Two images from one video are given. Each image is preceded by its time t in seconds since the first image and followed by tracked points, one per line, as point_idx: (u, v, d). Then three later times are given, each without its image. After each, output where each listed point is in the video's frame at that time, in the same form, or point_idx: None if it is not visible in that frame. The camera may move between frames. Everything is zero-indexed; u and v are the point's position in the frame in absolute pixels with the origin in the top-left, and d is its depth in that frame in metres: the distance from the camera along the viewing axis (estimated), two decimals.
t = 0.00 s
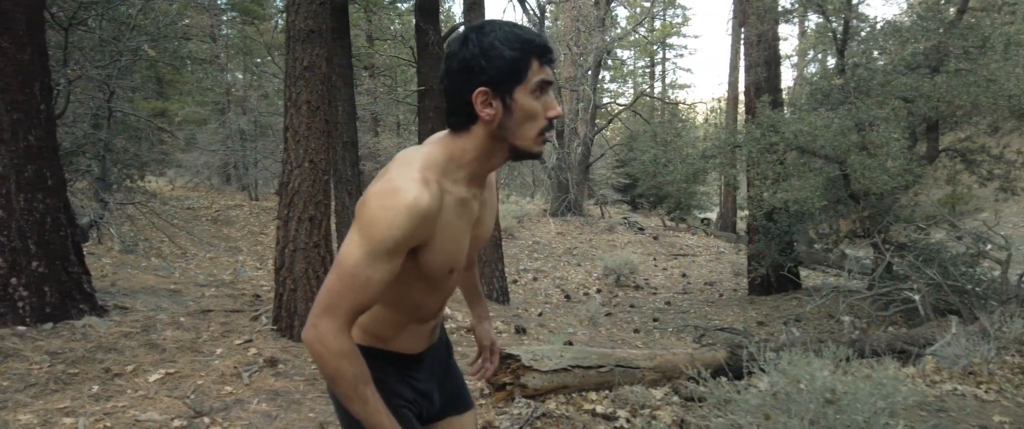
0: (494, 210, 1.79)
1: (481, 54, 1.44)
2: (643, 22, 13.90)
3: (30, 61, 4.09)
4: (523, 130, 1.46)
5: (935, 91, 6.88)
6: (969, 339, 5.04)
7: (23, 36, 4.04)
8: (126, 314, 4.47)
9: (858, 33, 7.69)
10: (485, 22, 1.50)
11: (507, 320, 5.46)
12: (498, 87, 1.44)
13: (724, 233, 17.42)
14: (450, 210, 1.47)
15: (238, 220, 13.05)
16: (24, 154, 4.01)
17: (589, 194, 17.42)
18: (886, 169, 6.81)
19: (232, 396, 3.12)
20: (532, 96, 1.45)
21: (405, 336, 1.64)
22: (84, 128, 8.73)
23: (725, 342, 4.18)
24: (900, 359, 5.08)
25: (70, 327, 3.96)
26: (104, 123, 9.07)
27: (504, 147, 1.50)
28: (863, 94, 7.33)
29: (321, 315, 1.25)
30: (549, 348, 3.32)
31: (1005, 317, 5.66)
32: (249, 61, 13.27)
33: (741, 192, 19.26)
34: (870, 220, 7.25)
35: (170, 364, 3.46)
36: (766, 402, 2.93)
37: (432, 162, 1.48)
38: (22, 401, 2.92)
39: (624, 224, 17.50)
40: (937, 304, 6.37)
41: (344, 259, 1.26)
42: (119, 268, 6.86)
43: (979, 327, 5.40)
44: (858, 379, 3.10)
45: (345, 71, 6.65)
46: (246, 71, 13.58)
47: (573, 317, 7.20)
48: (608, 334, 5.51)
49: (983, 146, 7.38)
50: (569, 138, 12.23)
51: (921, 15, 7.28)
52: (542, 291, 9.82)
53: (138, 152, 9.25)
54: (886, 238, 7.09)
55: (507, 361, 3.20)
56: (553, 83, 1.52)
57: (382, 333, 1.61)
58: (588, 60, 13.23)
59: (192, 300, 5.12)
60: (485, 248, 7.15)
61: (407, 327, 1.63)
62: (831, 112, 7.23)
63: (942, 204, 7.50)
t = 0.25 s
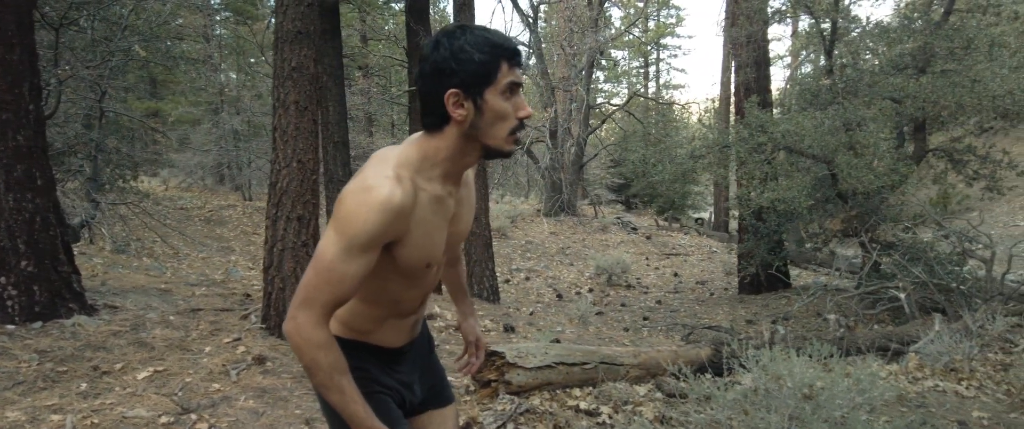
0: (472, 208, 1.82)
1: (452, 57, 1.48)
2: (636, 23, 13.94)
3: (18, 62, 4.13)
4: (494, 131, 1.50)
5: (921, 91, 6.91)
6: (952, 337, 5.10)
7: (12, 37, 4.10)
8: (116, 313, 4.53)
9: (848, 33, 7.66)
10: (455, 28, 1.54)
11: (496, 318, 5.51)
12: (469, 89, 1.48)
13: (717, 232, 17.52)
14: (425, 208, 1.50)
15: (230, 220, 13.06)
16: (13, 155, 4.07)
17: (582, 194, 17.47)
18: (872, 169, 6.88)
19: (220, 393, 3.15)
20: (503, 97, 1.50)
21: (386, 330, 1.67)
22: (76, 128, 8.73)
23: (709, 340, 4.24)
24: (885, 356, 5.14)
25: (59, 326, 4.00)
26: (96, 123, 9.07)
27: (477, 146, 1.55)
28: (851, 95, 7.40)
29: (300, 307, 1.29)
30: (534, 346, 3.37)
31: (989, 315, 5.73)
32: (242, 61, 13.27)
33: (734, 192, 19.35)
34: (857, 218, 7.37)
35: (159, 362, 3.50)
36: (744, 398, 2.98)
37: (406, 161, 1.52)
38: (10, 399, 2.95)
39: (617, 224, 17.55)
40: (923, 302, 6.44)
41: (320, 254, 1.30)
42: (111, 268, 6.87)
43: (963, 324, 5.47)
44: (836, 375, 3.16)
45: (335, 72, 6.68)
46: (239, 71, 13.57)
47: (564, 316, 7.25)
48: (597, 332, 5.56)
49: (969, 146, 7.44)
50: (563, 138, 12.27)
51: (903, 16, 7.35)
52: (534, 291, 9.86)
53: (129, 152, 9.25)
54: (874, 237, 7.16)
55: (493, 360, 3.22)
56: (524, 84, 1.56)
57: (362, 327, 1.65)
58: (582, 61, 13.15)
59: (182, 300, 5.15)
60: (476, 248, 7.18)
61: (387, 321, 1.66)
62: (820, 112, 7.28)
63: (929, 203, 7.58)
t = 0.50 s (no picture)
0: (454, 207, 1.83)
1: (428, 57, 1.50)
2: (632, 23, 13.94)
3: (9, 62, 4.16)
4: (471, 129, 1.51)
5: (912, 91, 6.94)
6: (942, 335, 5.13)
7: (3, 37, 4.13)
8: (108, 312, 4.56)
9: (842, 33, 7.69)
10: (431, 28, 1.56)
11: (489, 318, 5.53)
12: (445, 89, 1.49)
13: (713, 232, 17.56)
14: (404, 207, 1.51)
15: (226, 220, 13.06)
16: (5, 155, 4.10)
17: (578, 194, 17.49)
18: (864, 168, 6.91)
19: (209, 392, 3.16)
20: (480, 96, 1.51)
21: (369, 330, 1.68)
22: (70, 128, 8.72)
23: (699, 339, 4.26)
24: (875, 355, 5.16)
25: (50, 325, 4.02)
26: (91, 122, 9.06)
27: (455, 145, 1.56)
28: (843, 95, 7.43)
29: (279, 307, 1.30)
30: (524, 345, 3.37)
31: (979, 314, 5.77)
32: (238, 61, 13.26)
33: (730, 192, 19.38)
34: (850, 218, 7.42)
35: (149, 360, 3.51)
36: (731, 396, 3.00)
37: (384, 162, 1.53)
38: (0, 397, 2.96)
39: (613, 224, 17.58)
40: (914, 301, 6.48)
41: (297, 255, 1.31)
42: (104, 268, 6.88)
43: (952, 323, 5.50)
44: (823, 373, 3.18)
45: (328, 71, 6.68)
46: (235, 70, 13.57)
47: (557, 315, 7.27)
48: (590, 331, 5.59)
49: (961, 146, 7.47)
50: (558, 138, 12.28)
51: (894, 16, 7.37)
52: (529, 290, 9.88)
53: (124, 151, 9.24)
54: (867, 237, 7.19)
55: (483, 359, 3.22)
56: (501, 83, 1.57)
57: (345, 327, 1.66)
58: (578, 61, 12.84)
59: (175, 299, 5.17)
60: (470, 248, 7.20)
61: (370, 321, 1.67)
62: (813, 113, 7.32)
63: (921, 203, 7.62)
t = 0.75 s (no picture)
0: (450, 210, 1.81)
1: (422, 57, 1.48)
2: (630, 22, 13.93)
3: (5, 61, 4.15)
4: (467, 131, 1.49)
5: (908, 91, 6.92)
6: (937, 335, 5.15)
7: None
8: (104, 312, 4.56)
9: (838, 33, 7.63)
10: (425, 27, 1.55)
11: (485, 317, 5.54)
12: (440, 89, 1.48)
13: (710, 231, 17.58)
14: (399, 211, 1.49)
15: (223, 219, 13.05)
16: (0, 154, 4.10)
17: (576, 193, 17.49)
18: (860, 168, 6.91)
19: (205, 391, 3.17)
20: (476, 97, 1.49)
21: (365, 337, 1.67)
22: (67, 126, 8.70)
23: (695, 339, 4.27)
24: (870, 354, 5.18)
25: (46, 324, 4.02)
26: (87, 121, 9.04)
27: (451, 147, 1.54)
28: (840, 95, 7.44)
29: (271, 315, 1.28)
30: (520, 344, 3.42)
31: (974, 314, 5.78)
32: (235, 59, 13.24)
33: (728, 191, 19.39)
34: (846, 218, 7.43)
35: (146, 360, 3.51)
36: (725, 395, 3.00)
37: (379, 165, 1.50)
38: None
39: (611, 223, 17.58)
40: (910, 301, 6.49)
41: (290, 262, 1.29)
42: (101, 267, 6.88)
43: (948, 323, 5.52)
44: (817, 373, 3.19)
45: (325, 70, 6.68)
46: (232, 69, 13.54)
47: (554, 314, 7.28)
48: (586, 331, 5.59)
49: (957, 146, 7.49)
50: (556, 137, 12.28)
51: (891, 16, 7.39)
52: (526, 289, 9.88)
53: (120, 150, 9.22)
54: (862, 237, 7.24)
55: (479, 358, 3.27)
56: (496, 83, 1.55)
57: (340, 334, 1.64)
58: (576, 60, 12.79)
59: (171, 299, 5.17)
60: (466, 247, 7.20)
61: (365, 327, 1.65)
62: (809, 112, 7.32)
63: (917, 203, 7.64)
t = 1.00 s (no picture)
0: (448, 207, 1.77)
1: (421, 46, 1.45)
2: (629, 21, 13.92)
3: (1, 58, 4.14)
4: (468, 124, 1.46)
5: (907, 90, 6.92)
6: (935, 333, 5.15)
7: None
8: (100, 310, 4.56)
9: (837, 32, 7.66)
10: (424, 16, 1.52)
11: (484, 316, 5.53)
12: (440, 80, 1.44)
13: (708, 230, 17.58)
14: (398, 208, 1.45)
15: (221, 217, 13.03)
16: None
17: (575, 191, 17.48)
18: (859, 167, 6.90)
19: (202, 389, 3.15)
20: (477, 88, 1.46)
21: (362, 339, 1.63)
22: (64, 123, 8.68)
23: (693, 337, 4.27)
24: (869, 353, 5.18)
25: (42, 322, 4.02)
26: (84, 118, 9.01)
27: (451, 141, 1.50)
28: (839, 94, 7.44)
29: (265, 318, 1.22)
30: (518, 342, 3.44)
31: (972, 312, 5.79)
32: (233, 57, 13.21)
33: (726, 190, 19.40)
34: (844, 217, 7.41)
35: (143, 358, 3.49)
36: (724, 393, 3.00)
37: (377, 161, 1.45)
38: None
39: (609, 221, 17.57)
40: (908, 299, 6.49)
41: (284, 262, 1.23)
42: (98, 265, 6.86)
43: (946, 322, 5.52)
44: (816, 372, 3.18)
45: (323, 68, 6.67)
46: (230, 67, 13.51)
47: (553, 313, 7.27)
48: (584, 329, 5.59)
49: (955, 145, 7.49)
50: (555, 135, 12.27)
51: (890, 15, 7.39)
52: (524, 288, 9.88)
53: (118, 148, 9.20)
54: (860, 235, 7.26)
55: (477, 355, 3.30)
56: (498, 75, 1.52)
57: (335, 337, 1.60)
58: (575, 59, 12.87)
59: (168, 297, 5.16)
60: (465, 245, 7.19)
61: (363, 329, 1.61)
62: (808, 111, 7.32)
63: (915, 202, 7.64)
